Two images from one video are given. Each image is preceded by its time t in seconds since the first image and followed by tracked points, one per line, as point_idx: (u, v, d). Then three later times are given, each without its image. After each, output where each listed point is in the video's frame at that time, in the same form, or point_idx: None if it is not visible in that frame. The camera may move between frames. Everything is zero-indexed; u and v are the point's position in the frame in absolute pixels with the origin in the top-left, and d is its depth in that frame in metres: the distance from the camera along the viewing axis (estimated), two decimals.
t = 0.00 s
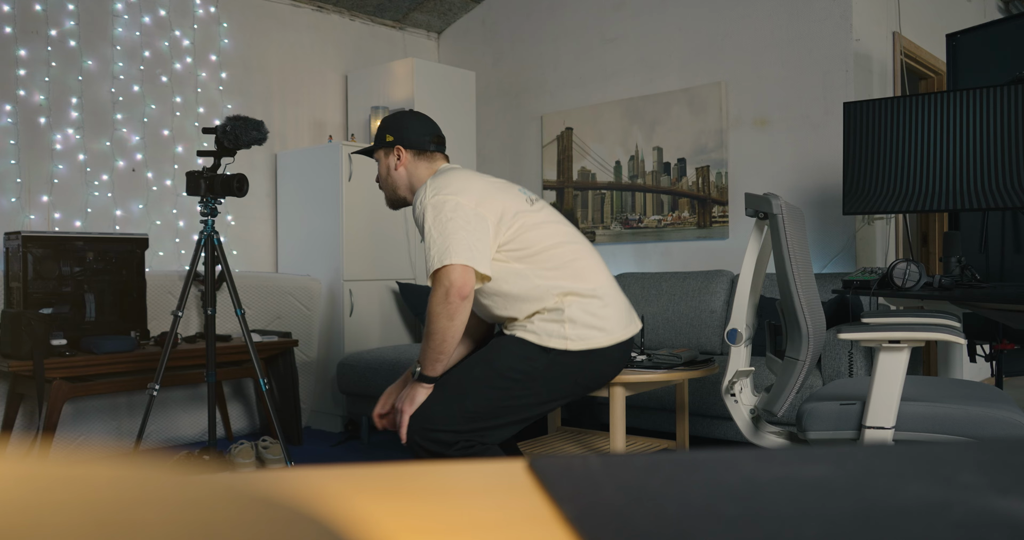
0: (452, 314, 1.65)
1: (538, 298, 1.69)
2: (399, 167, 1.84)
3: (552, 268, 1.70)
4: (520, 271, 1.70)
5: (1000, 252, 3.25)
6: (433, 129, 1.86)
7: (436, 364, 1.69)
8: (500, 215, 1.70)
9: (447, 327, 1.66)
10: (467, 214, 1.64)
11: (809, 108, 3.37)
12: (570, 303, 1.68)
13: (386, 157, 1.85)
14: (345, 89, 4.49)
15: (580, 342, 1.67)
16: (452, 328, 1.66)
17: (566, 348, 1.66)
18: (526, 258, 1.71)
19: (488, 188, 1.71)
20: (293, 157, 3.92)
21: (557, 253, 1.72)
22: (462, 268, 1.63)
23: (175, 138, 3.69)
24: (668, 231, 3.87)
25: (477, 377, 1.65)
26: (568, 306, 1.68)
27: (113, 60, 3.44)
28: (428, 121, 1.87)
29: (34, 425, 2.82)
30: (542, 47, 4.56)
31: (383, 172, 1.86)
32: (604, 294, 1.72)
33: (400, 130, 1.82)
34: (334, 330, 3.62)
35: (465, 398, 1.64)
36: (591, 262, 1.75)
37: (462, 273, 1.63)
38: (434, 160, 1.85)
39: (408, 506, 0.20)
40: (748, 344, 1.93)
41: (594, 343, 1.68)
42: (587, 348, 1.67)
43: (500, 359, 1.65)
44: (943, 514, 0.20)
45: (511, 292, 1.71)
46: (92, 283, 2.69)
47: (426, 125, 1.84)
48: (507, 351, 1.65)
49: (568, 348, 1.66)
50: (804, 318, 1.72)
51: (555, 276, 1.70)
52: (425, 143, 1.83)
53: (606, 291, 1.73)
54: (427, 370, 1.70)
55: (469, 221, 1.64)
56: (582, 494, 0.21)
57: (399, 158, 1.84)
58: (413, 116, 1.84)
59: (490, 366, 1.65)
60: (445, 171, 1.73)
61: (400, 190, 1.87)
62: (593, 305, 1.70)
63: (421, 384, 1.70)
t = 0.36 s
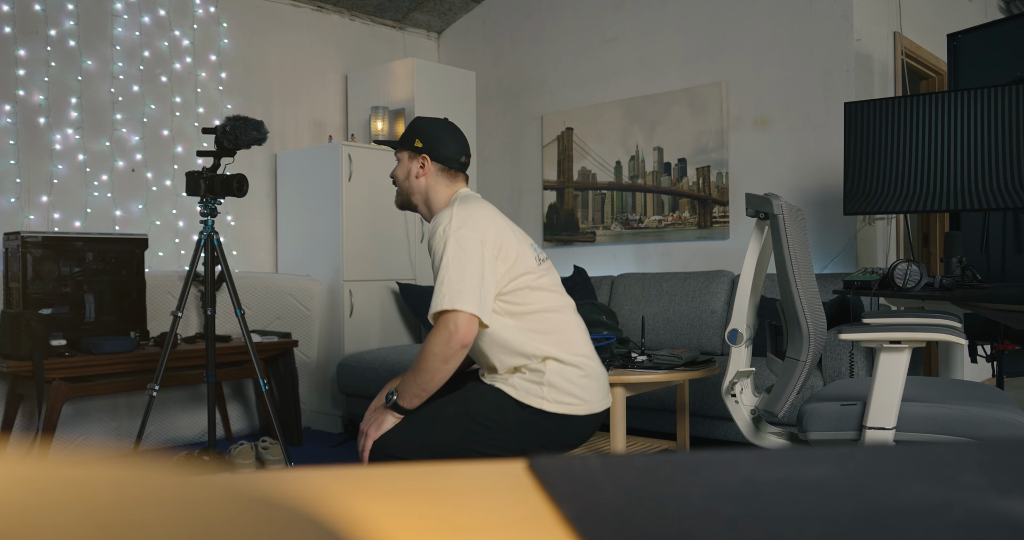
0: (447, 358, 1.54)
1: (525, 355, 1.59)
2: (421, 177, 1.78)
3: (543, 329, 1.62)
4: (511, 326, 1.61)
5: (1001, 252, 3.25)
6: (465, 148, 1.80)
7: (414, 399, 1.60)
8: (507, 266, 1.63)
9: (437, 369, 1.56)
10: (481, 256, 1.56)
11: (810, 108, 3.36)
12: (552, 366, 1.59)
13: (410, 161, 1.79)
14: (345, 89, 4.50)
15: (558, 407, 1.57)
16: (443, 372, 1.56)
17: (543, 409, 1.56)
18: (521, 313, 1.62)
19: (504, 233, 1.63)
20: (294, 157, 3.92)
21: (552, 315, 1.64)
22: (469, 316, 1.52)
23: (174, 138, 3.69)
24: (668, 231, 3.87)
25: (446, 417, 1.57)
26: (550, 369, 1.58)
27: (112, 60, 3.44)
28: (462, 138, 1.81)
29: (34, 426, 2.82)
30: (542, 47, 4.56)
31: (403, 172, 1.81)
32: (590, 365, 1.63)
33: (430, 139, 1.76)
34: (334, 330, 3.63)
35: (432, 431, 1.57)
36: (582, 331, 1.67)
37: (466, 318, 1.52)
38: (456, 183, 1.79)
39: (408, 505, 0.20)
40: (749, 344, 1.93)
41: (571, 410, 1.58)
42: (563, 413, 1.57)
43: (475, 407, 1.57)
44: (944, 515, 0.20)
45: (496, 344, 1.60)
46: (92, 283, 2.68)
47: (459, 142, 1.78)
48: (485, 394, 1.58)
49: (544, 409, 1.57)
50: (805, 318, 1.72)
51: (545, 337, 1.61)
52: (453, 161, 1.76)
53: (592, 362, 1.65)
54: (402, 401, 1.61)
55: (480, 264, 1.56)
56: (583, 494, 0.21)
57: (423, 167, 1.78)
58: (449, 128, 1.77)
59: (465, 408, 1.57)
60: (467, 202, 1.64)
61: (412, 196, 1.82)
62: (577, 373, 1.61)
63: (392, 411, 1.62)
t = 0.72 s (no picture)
0: (434, 370, 1.52)
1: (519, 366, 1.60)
2: (433, 173, 1.78)
3: (538, 342, 1.62)
4: (507, 338, 1.61)
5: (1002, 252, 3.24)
6: (477, 146, 1.80)
7: (395, 408, 1.56)
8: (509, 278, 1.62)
9: (421, 379, 1.53)
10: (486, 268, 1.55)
11: (811, 108, 3.36)
12: (544, 379, 1.60)
13: (422, 158, 1.79)
14: (345, 89, 4.50)
15: (549, 419, 1.58)
16: (428, 383, 1.54)
17: (534, 420, 1.57)
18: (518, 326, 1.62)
19: (510, 245, 1.63)
20: (294, 157, 3.92)
21: (547, 329, 1.64)
22: (463, 331, 1.51)
23: (174, 138, 3.69)
24: (669, 231, 3.86)
25: (435, 427, 1.55)
26: (542, 381, 1.59)
27: (112, 60, 3.44)
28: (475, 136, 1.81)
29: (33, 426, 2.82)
30: (542, 47, 4.56)
31: (415, 168, 1.81)
32: (582, 380, 1.64)
33: (444, 136, 1.76)
34: (334, 331, 3.62)
35: (421, 440, 1.55)
36: (574, 344, 1.68)
37: (460, 331, 1.51)
38: (467, 182, 1.78)
39: (407, 506, 0.20)
40: (750, 344, 1.92)
41: (562, 423, 1.59)
42: (552, 425, 1.58)
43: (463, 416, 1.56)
44: (944, 515, 0.20)
45: (490, 356, 1.59)
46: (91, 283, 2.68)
47: (472, 140, 1.78)
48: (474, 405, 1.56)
49: (535, 421, 1.57)
50: (805, 318, 1.72)
51: (539, 349, 1.62)
52: (465, 158, 1.76)
53: (582, 376, 1.66)
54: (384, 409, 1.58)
55: (484, 276, 1.55)
56: (583, 494, 0.21)
57: (435, 163, 1.78)
58: (463, 126, 1.78)
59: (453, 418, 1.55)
60: (477, 211, 1.63)
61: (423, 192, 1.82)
62: (568, 385, 1.62)
63: (374, 420, 1.56)
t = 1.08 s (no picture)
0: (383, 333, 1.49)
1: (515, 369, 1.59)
2: (449, 165, 1.77)
3: (534, 346, 1.60)
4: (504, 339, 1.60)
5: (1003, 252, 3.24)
6: (494, 138, 1.78)
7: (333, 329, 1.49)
8: (509, 278, 1.61)
9: (367, 328, 1.48)
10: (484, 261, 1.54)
11: (811, 109, 3.36)
12: (540, 384, 1.58)
13: (438, 150, 1.79)
14: (345, 90, 4.50)
15: (541, 425, 1.56)
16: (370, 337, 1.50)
17: (526, 425, 1.56)
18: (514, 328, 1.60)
19: (518, 245, 1.62)
20: (293, 157, 3.93)
21: (546, 333, 1.62)
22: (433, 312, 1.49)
23: (173, 138, 3.69)
24: (670, 231, 3.86)
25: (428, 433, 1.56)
26: (537, 386, 1.58)
27: (112, 60, 3.45)
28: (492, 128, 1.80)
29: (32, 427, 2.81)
30: (542, 46, 4.56)
31: (433, 160, 1.80)
32: (579, 387, 1.62)
33: (459, 127, 1.75)
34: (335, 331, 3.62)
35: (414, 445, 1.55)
36: (573, 349, 1.66)
37: (426, 314, 1.49)
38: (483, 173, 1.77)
39: (409, 507, 0.20)
40: (750, 345, 1.92)
41: (554, 429, 1.57)
42: (546, 431, 1.56)
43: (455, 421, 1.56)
44: (945, 516, 0.19)
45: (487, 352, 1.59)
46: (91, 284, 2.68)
47: (488, 131, 1.77)
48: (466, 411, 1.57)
49: (527, 427, 1.56)
50: (805, 319, 1.71)
51: (535, 353, 1.60)
52: (480, 149, 1.75)
53: (579, 382, 1.63)
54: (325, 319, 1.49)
55: (483, 269, 1.54)
56: (583, 494, 0.21)
57: (451, 155, 1.77)
58: (479, 116, 1.77)
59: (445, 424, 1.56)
60: (491, 206, 1.62)
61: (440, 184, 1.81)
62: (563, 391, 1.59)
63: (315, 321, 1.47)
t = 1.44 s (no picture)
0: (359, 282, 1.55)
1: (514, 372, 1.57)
2: (459, 164, 1.77)
3: (534, 349, 1.58)
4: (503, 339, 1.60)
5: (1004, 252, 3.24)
6: (503, 137, 1.79)
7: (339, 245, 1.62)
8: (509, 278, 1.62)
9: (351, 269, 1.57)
10: (475, 256, 1.57)
11: (811, 109, 3.36)
12: (539, 389, 1.56)
13: (447, 149, 1.79)
14: (345, 90, 4.50)
15: (540, 430, 1.54)
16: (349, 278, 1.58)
17: (525, 430, 1.54)
18: (513, 330, 1.60)
19: (520, 248, 1.62)
20: (294, 157, 3.93)
21: (547, 337, 1.61)
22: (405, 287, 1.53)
23: (173, 138, 3.69)
24: (670, 232, 3.86)
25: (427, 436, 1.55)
26: (536, 390, 1.56)
27: (112, 60, 3.45)
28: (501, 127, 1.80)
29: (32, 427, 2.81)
30: (543, 47, 4.56)
31: (442, 160, 1.80)
32: (580, 393, 1.60)
33: (469, 126, 1.75)
34: (335, 332, 3.62)
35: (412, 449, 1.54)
36: (574, 355, 1.63)
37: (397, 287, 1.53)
38: (492, 173, 1.77)
39: (410, 508, 0.19)
40: (751, 345, 1.92)
41: (554, 434, 1.55)
42: (545, 436, 1.54)
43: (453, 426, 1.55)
44: (947, 517, 0.19)
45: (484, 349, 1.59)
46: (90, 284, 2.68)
47: (497, 130, 1.77)
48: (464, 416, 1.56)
49: (526, 432, 1.54)
50: (806, 319, 1.71)
51: (535, 357, 1.58)
52: (491, 148, 1.75)
53: (580, 388, 1.61)
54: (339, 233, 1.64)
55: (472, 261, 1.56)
56: (583, 494, 0.21)
57: (461, 154, 1.77)
58: (487, 116, 1.77)
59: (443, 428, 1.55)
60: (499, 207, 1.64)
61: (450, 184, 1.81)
62: (563, 397, 1.57)
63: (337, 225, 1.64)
